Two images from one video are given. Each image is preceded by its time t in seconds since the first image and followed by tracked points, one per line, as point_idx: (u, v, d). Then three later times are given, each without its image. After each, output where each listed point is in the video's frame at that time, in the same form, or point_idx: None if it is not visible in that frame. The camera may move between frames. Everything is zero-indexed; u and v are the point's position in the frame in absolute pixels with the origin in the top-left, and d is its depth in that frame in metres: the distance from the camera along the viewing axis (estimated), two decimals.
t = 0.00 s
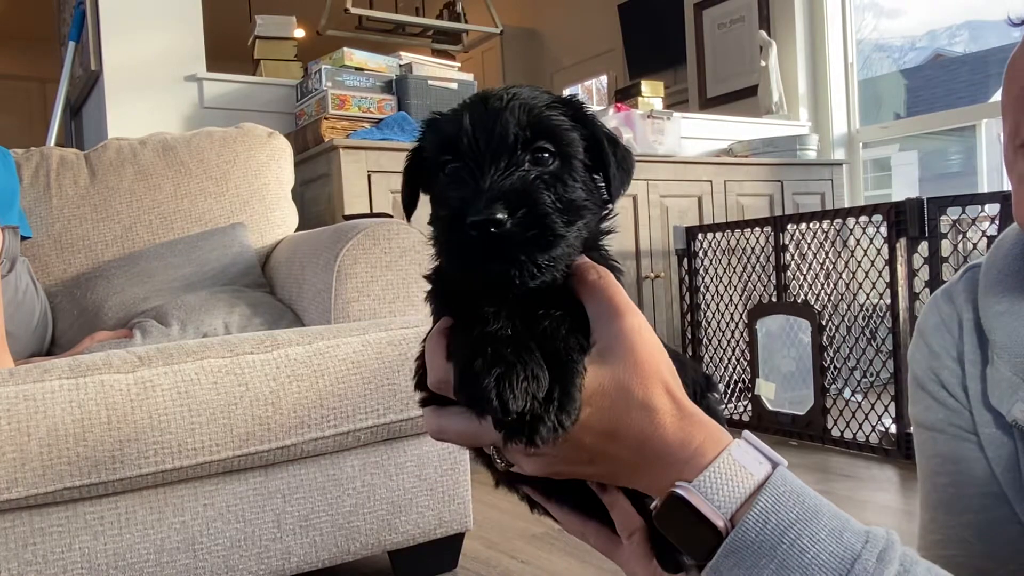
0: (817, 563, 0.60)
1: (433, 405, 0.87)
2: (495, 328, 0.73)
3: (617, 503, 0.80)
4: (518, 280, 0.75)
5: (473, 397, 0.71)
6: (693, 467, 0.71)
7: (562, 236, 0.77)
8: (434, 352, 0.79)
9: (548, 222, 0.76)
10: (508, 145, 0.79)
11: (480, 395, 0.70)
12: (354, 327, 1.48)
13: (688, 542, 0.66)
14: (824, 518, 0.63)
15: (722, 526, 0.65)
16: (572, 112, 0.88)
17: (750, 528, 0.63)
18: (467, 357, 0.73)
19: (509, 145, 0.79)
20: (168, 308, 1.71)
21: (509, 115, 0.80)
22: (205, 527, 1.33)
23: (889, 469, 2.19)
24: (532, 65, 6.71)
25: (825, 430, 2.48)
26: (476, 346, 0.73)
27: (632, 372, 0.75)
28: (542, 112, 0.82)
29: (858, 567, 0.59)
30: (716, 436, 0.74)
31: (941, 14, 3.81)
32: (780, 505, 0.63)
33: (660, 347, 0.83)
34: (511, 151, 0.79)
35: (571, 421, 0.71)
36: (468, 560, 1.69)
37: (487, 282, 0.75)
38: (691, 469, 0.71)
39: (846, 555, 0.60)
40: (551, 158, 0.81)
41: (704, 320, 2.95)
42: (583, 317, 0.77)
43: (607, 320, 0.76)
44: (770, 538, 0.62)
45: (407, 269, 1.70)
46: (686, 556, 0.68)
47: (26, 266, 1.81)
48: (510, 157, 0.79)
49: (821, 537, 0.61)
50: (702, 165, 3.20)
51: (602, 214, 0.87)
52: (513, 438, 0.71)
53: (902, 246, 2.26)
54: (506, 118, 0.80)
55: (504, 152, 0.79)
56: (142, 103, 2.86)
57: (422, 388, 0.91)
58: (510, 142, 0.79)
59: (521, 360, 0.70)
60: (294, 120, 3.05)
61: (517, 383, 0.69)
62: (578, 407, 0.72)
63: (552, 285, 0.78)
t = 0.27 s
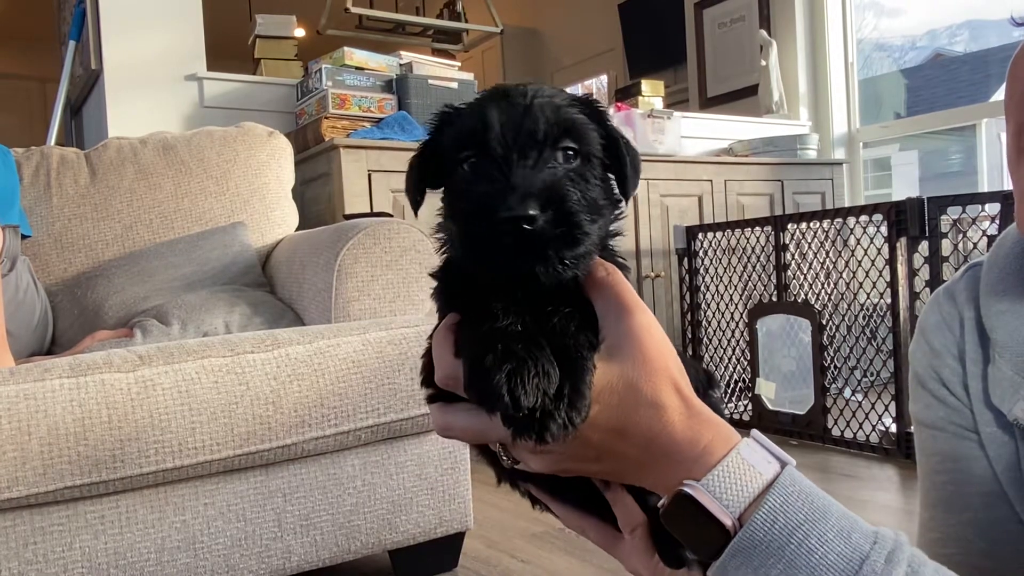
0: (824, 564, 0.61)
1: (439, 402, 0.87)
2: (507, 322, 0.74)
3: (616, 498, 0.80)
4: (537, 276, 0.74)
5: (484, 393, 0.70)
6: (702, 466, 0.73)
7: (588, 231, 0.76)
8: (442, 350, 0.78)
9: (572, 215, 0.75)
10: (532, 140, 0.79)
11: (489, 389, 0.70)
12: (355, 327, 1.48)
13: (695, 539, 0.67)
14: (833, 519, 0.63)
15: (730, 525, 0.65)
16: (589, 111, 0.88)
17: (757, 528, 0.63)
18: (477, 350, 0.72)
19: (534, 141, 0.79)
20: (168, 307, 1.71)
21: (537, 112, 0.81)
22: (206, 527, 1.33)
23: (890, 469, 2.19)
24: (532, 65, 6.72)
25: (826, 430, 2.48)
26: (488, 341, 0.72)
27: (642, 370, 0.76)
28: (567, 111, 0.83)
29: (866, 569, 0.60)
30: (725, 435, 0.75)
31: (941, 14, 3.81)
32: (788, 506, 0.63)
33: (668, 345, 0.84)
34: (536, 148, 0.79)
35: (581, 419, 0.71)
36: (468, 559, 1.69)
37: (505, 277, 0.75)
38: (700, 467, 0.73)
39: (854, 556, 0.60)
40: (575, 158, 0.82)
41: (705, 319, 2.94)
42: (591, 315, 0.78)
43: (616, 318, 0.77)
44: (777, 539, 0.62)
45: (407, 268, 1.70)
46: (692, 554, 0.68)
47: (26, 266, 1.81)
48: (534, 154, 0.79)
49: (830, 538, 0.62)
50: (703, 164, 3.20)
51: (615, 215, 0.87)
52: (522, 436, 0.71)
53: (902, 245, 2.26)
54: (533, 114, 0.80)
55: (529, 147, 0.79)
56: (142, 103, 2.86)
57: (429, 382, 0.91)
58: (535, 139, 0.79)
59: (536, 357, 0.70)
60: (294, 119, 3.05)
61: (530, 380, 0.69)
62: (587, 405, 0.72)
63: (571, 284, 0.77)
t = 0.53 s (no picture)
0: (830, 563, 0.61)
1: (444, 398, 0.86)
2: (518, 318, 0.72)
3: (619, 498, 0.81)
4: (554, 277, 0.73)
5: (492, 388, 0.70)
6: (708, 464, 0.75)
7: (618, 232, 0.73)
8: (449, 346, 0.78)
9: (600, 220, 0.73)
10: (558, 144, 0.78)
11: (498, 385, 0.69)
12: (355, 324, 1.48)
13: (700, 537, 0.67)
14: (838, 519, 0.63)
15: (736, 524, 0.66)
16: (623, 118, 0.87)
17: (763, 527, 0.64)
18: (487, 345, 0.72)
19: (559, 143, 0.78)
20: (169, 304, 1.71)
21: (565, 114, 0.80)
22: (207, 524, 1.33)
23: (891, 467, 2.19)
24: (533, 62, 6.71)
25: (826, 428, 2.48)
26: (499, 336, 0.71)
27: (651, 369, 0.78)
28: (597, 115, 0.82)
29: (871, 569, 0.60)
30: (731, 434, 0.78)
31: (943, 12, 3.81)
32: (794, 506, 0.64)
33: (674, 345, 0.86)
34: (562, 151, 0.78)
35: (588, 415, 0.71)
36: (469, 557, 1.69)
37: (527, 274, 0.74)
38: (705, 465, 0.75)
39: (859, 556, 0.61)
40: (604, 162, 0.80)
41: (705, 317, 2.94)
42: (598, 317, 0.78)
43: (626, 317, 0.78)
44: (783, 538, 0.63)
45: (408, 266, 1.70)
46: (697, 552, 0.69)
47: (27, 263, 1.81)
48: (559, 157, 0.78)
49: (836, 539, 0.62)
50: (704, 162, 3.20)
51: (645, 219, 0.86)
52: (530, 432, 0.70)
53: (903, 243, 2.26)
54: (561, 117, 0.79)
55: (554, 151, 0.78)
56: (143, 100, 2.86)
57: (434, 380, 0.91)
58: (561, 141, 0.78)
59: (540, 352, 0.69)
60: (295, 117, 3.05)
61: (539, 377, 0.69)
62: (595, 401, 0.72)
63: (596, 290, 0.75)
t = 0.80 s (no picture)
0: (828, 555, 0.62)
1: (451, 392, 0.87)
2: (526, 310, 0.74)
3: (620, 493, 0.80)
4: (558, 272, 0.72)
5: (503, 378, 0.71)
6: (711, 455, 0.74)
7: (623, 225, 0.72)
8: (456, 338, 0.78)
9: (605, 214, 0.72)
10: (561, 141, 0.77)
11: (509, 379, 0.71)
12: (355, 318, 1.48)
13: (701, 528, 0.67)
14: (838, 511, 0.64)
15: (736, 515, 0.66)
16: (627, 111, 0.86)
17: (763, 519, 0.64)
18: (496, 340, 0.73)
19: (563, 140, 0.77)
20: (169, 298, 1.71)
21: (568, 111, 0.79)
22: (206, 517, 1.33)
23: (890, 462, 2.19)
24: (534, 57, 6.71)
25: (826, 423, 2.47)
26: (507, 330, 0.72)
27: (655, 362, 0.78)
28: (599, 111, 0.81)
29: (869, 562, 0.61)
30: (736, 426, 0.77)
31: (945, 6, 3.80)
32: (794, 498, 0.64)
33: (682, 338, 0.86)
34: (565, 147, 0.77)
35: (595, 404, 0.73)
36: (469, 551, 1.69)
37: (533, 270, 0.74)
38: (708, 457, 0.74)
39: (857, 549, 0.61)
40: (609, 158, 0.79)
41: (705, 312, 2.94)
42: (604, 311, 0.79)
43: (631, 309, 0.78)
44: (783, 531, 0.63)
45: (408, 260, 1.70)
46: (697, 542, 0.69)
47: (27, 256, 1.81)
48: (562, 154, 0.77)
49: (835, 532, 0.62)
50: (704, 157, 3.19)
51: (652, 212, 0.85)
52: (538, 421, 0.72)
53: (903, 239, 2.26)
54: (563, 113, 0.78)
55: (557, 147, 0.77)
56: (143, 93, 2.85)
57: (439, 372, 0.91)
58: (565, 138, 0.77)
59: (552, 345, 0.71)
60: (295, 111, 3.05)
61: (547, 367, 0.70)
62: (602, 391, 0.74)
63: (602, 283, 0.74)
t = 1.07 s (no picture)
0: (822, 537, 0.63)
1: (451, 372, 0.86)
2: (531, 290, 0.73)
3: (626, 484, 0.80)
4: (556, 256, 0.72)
5: (506, 357, 0.70)
6: (711, 438, 0.76)
7: (629, 208, 0.72)
8: (457, 318, 0.78)
9: (610, 197, 0.72)
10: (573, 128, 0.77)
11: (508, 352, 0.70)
12: (357, 308, 1.48)
13: (698, 510, 0.67)
14: (833, 494, 0.64)
15: (732, 497, 0.66)
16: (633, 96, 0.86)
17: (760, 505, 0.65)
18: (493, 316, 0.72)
19: (573, 125, 0.77)
20: (172, 287, 1.71)
21: (575, 94, 0.79)
22: (209, 505, 1.34)
23: (891, 453, 2.20)
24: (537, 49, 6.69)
25: (827, 414, 2.48)
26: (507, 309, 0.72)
27: (656, 344, 0.79)
28: (607, 95, 0.80)
29: (863, 545, 0.61)
30: (733, 409, 0.79)
31: None
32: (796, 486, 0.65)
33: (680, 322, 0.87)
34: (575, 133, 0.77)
35: (598, 385, 0.72)
36: (470, 540, 1.70)
37: (538, 250, 0.74)
38: (705, 441, 0.77)
39: (852, 531, 0.62)
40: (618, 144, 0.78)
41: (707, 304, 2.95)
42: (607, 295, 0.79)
43: (633, 292, 0.79)
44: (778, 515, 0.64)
45: (411, 250, 1.70)
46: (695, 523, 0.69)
47: (30, 245, 1.81)
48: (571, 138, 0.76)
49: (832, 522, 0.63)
50: (707, 148, 3.19)
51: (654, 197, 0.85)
52: (541, 402, 0.71)
53: (905, 230, 2.26)
54: (572, 97, 0.78)
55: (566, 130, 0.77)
56: (145, 82, 2.85)
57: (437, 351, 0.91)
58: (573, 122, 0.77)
59: (557, 324, 0.70)
60: (297, 100, 3.04)
61: (552, 347, 0.69)
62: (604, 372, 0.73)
63: (605, 267, 0.75)
